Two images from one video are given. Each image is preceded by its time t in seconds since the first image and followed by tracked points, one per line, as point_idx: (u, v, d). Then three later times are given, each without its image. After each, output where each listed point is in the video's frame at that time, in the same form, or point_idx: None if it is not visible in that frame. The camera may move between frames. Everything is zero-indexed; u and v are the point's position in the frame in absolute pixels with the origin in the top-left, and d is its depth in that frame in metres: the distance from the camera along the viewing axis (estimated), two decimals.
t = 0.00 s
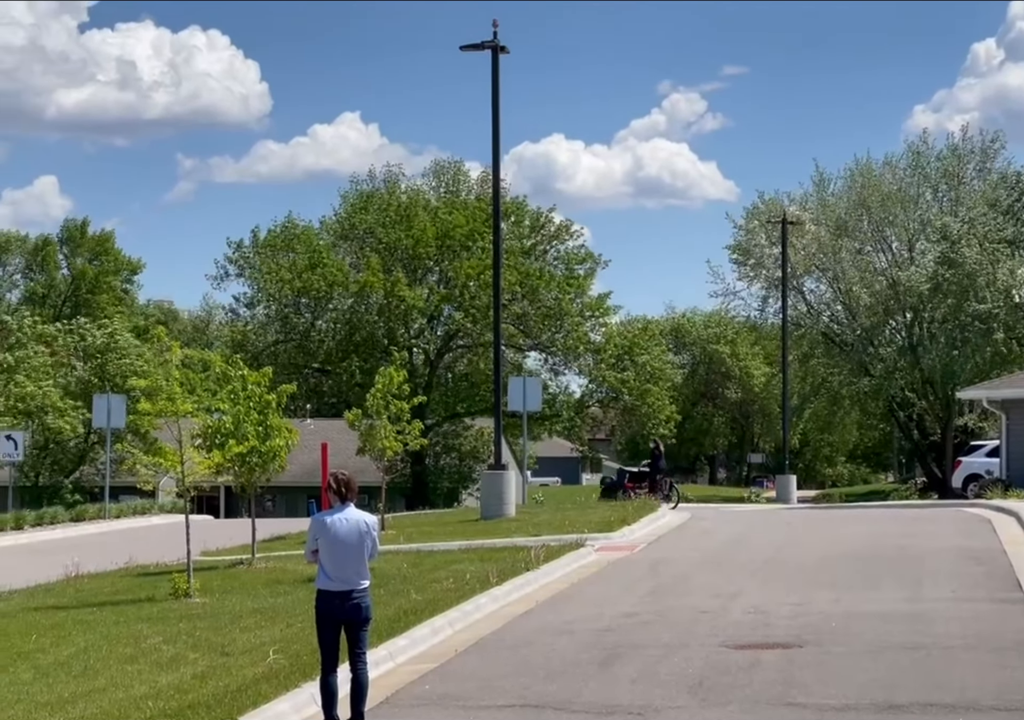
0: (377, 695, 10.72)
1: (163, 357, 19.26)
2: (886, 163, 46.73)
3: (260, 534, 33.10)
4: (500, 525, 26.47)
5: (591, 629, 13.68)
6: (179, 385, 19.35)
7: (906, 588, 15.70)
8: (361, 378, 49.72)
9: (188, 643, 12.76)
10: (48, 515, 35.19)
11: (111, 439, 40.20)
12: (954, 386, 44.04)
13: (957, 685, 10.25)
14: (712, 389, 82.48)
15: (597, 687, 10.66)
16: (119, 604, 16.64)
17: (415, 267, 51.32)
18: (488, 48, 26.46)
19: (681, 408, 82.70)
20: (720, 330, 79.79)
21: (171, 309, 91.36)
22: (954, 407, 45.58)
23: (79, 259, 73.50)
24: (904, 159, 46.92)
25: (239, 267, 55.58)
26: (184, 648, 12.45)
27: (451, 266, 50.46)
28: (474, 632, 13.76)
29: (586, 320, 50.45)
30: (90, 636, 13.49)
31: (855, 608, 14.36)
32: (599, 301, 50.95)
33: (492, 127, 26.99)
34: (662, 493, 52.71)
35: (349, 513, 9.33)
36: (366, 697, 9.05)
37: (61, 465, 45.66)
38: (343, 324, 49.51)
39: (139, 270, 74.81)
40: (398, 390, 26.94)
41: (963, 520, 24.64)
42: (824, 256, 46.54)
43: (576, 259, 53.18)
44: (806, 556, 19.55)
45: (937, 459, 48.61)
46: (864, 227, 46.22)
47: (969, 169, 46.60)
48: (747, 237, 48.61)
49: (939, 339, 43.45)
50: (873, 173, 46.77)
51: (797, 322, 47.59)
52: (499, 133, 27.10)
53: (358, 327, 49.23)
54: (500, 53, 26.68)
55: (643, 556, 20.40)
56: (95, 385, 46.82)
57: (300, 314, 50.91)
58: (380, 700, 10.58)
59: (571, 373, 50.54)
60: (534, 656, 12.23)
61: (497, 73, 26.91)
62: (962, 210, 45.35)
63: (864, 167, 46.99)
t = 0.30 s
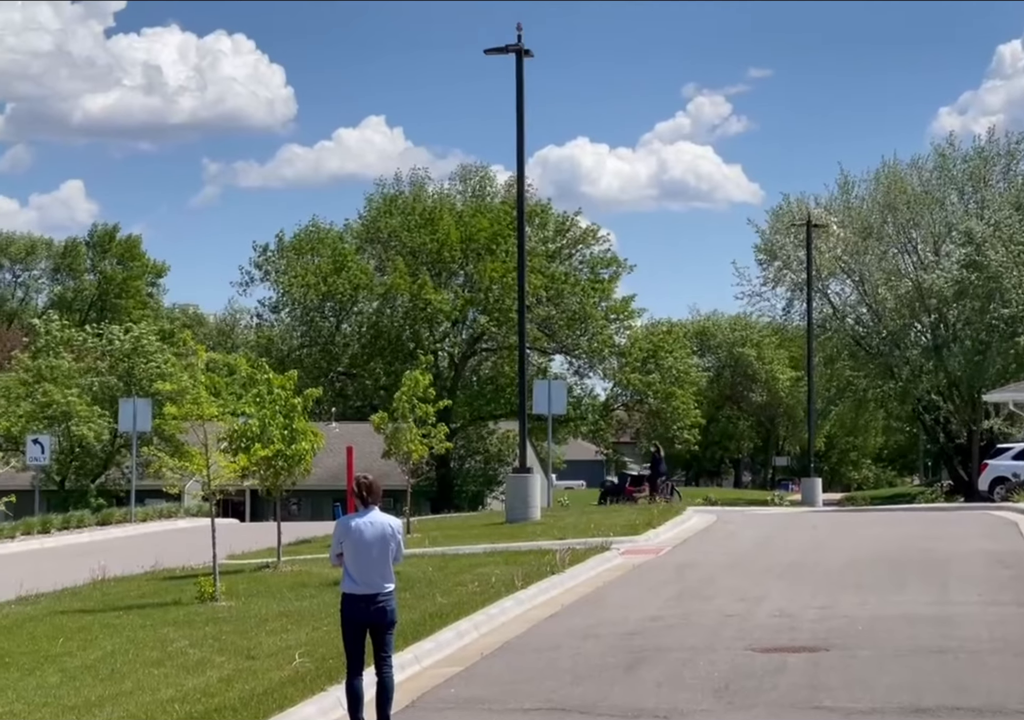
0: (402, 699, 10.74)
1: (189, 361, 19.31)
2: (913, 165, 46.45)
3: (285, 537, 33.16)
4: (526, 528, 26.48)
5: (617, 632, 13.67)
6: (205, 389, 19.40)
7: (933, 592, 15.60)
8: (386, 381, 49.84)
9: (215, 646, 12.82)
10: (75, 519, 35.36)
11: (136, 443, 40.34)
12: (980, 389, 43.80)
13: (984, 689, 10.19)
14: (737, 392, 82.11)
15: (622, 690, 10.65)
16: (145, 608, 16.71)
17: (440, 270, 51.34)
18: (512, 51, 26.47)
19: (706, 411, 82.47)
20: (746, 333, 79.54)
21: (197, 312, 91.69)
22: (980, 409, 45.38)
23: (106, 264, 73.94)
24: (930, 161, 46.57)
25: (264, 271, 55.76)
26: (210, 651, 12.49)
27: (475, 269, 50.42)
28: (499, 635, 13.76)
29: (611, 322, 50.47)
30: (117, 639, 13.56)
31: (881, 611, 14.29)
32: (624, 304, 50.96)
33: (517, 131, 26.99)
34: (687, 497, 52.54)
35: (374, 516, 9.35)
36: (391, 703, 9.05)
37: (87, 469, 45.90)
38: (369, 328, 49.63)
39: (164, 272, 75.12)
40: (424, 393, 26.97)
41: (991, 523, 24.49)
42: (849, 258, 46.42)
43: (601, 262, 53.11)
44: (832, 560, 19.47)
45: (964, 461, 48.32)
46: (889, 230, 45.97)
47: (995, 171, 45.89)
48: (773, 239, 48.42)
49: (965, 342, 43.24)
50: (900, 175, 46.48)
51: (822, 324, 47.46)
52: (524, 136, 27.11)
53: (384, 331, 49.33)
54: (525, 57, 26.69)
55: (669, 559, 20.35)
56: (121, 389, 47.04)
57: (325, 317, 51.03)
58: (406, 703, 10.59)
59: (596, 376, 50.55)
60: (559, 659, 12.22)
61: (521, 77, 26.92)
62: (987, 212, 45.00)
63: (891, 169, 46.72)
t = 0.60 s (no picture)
0: (429, 701, 10.74)
1: (216, 365, 19.42)
2: (940, 167, 46.20)
3: (311, 541, 33.19)
4: (552, 531, 26.48)
5: (643, 635, 13.63)
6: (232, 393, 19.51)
7: (962, 595, 15.50)
8: (412, 384, 49.90)
9: (243, 650, 12.86)
10: (102, 522, 35.53)
11: (163, 446, 40.50)
12: (1006, 391, 43.52)
13: (1013, 693, 10.11)
14: (763, 395, 81.75)
15: (649, 693, 10.63)
16: (172, 611, 16.79)
17: (466, 273, 51.36)
18: (538, 55, 26.50)
19: (732, 414, 82.19)
20: (772, 336, 79.26)
21: (224, 315, 92.08)
22: (1006, 411, 45.08)
23: (133, 268, 74.30)
24: (957, 163, 46.29)
25: (290, 275, 55.94)
26: (236, 654, 12.53)
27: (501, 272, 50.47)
28: (525, 638, 13.76)
29: (636, 325, 50.47)
30: (144, 643, 13.62)
31: (909, 614, 14.22)
32: (649, 306, 50.99)
33: (542, 134, 27.01)
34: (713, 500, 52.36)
35: (399, 519, 9.36)
36: (418, 706, 9.05)
37: (114, 471, 46.13)
38: (395, 331, 49.75)
39: (190, 277, 75.45)
40: (449, 396, 27.00)
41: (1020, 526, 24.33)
42: (875, 260, 46.26)
43: (626, 266, 53.04)
44: (859, 563, 19.37)
45: (990, 465, 48.01)
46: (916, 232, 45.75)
47: None
48: (799, 242, 48.30)
49: (990, 344, 42.96)
50: (927, 178, 46.26)
51: (848, 327, 47.33)
52: (549, 140, 27.12)
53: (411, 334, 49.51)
54: (550, 60, 26.72)
55: (695, 561, 20.30)
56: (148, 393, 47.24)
57: (351, 321, 51.11)
58: (433, 706, 10.60)
59: (621, 380, 50.59)
60: (585, 662, 12.21)
61: (547, 81, 26.94)
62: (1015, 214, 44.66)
63: (918, 171, 46.50)
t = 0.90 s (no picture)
0: (455, 705, 10.74)
1: (242, 368, 19.47)
2: (969, 170, 45.89)
3: (337, 544, 33.25)
4: (578, 534, 26.46)
5: (670, 638, 13.59)
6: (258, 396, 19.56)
7: (990, 598, 15.40)
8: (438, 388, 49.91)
9: (269, 653, 12.89)
10: (129, 525, 35.70)
11: (189, 450, 40.65)
12: None
13: None
14: (791, 398, 81.36)
15: (676, 697, 10.60)
16: (199, 614, 16.83)
17: (492, 276, 51.38)
18: (563, 57, 26.50)
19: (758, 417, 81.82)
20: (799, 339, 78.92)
21: (250, 319, 92.37)
22: None
23: (162, 272, 74.67)
24: (986, 165, 45.95)
25: (317, 278, 56.03)
26: (263, 658, 12.57)
27: (528, 274, 50.48)
28: (551, 641, 13.74)
29: (662, 328, 50.41)
30: (171, 646, 13.67)
31: (938, 617, 14.14)
32: (675, 308, 50.88)
33: (568, 136, 27.00)
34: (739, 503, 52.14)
35: (425, 523, 9.37)
36: (445, 710, 9.05)
37: (140, 474, 46.38)
38: (422, 334, 49.83)
39: (218, 281, 75.72)
40: (476, 399, 27.01)
41: None
42: (902, 262, 45.99)
43: (652, 269, 52.96)
44: (887, 566, 19.28)
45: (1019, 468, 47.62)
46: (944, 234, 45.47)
47: None
48: (826, 245, 48.08)
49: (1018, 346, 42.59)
50: (956, 180, 45.95)
51: (875, 329, 47.06)
52: (575, 142, 27.11)
53: (438, 336, 49.58)
54: (576, 63, 26.70)
55: (722, 565, 20.24)
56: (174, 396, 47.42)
57: (377, 324, 51.19)
58: (459, 710, 10.59)
59: (647, 382, 50.57)
60: (612, 666, 12.19)
61: (573, 83, 26.93)
62: None
63: (946, 173, 46.21)
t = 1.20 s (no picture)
0: (480, 707, 10.76)
1: (270, 370, 19.50)
2: (995, 171, 45.68)
3: (363, 547, 33.34)
4: (603, 537, 26.43)
5: (695, 641, 13.56)
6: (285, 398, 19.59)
7: (1018, 600, 15.31)
8: (463, 391, 50.00)
9: (295, 655, 12.92)
10: (155, 528, 35.89)
11: (215, 453, 40.82)
12: None
13: None
14: (816, 399, 81.03)
15: (702, 699, 10.59)
16: (225, 617, 16.91)
17: (516, 278, 51.48)
18: (587, 60, 26.47)
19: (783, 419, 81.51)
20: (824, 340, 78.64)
21: (276, 321, 92.68)
22: None
23: (189, 275, 75.07)
24: (1012, 166, 45.73)
25: (343, 280, 56.18)
26: (289, 660, 12.61)
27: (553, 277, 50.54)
28: (577, 644, 13.74)
29: (687, 330, 50.39)
30: (197, 649, 13.75)
31: (964, 620, 14.06)
32: (700, 310, 50.83)
33: (593, 138, 26.99)
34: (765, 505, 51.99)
35: (451, 524, 9.39)
36: (470, 711, 9.06)
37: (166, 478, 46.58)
38: (446, 337, 49.92)
39: (243, 284, 76.01)
40: (501, 402, 27.03)
41: None
42: (927, 263, 45.79)
43: (677, 270, 52.92)
44: (913, 568, 19.19)
45: None
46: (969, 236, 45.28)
47: None
48: (851, 248, 47.90)
49: None
50: (981, 181, 45.76)
51: (900, 332, 46.89)
52: (600, 145, 27.09)
53: (461, 339, 49.58)
54: (600, 64, 26.68)
55: (748, 567, 20.21)
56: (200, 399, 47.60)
57: (402, 326, 51.37)
58: (485, 711, 10.62)
59: (672, 384, 50.59)
60: (637, 668, 12.18)
61: (597, 84, 26.91)
62: None
63: (971, 174, 46.04)
